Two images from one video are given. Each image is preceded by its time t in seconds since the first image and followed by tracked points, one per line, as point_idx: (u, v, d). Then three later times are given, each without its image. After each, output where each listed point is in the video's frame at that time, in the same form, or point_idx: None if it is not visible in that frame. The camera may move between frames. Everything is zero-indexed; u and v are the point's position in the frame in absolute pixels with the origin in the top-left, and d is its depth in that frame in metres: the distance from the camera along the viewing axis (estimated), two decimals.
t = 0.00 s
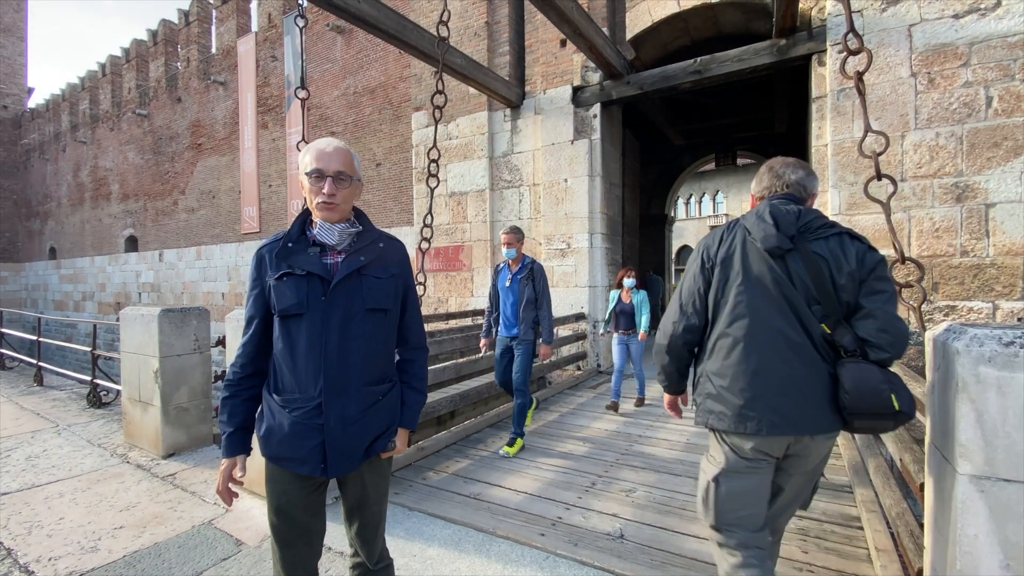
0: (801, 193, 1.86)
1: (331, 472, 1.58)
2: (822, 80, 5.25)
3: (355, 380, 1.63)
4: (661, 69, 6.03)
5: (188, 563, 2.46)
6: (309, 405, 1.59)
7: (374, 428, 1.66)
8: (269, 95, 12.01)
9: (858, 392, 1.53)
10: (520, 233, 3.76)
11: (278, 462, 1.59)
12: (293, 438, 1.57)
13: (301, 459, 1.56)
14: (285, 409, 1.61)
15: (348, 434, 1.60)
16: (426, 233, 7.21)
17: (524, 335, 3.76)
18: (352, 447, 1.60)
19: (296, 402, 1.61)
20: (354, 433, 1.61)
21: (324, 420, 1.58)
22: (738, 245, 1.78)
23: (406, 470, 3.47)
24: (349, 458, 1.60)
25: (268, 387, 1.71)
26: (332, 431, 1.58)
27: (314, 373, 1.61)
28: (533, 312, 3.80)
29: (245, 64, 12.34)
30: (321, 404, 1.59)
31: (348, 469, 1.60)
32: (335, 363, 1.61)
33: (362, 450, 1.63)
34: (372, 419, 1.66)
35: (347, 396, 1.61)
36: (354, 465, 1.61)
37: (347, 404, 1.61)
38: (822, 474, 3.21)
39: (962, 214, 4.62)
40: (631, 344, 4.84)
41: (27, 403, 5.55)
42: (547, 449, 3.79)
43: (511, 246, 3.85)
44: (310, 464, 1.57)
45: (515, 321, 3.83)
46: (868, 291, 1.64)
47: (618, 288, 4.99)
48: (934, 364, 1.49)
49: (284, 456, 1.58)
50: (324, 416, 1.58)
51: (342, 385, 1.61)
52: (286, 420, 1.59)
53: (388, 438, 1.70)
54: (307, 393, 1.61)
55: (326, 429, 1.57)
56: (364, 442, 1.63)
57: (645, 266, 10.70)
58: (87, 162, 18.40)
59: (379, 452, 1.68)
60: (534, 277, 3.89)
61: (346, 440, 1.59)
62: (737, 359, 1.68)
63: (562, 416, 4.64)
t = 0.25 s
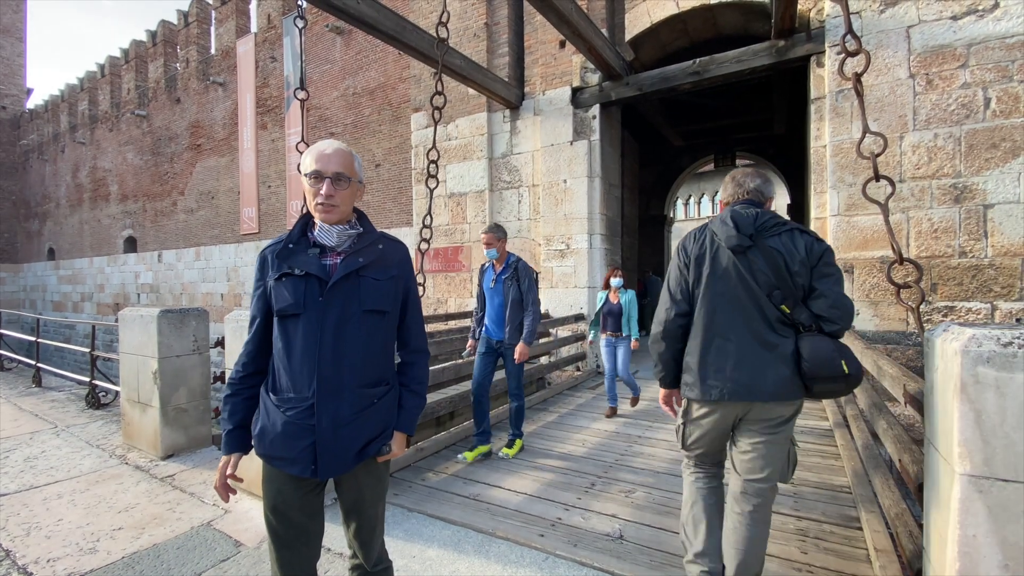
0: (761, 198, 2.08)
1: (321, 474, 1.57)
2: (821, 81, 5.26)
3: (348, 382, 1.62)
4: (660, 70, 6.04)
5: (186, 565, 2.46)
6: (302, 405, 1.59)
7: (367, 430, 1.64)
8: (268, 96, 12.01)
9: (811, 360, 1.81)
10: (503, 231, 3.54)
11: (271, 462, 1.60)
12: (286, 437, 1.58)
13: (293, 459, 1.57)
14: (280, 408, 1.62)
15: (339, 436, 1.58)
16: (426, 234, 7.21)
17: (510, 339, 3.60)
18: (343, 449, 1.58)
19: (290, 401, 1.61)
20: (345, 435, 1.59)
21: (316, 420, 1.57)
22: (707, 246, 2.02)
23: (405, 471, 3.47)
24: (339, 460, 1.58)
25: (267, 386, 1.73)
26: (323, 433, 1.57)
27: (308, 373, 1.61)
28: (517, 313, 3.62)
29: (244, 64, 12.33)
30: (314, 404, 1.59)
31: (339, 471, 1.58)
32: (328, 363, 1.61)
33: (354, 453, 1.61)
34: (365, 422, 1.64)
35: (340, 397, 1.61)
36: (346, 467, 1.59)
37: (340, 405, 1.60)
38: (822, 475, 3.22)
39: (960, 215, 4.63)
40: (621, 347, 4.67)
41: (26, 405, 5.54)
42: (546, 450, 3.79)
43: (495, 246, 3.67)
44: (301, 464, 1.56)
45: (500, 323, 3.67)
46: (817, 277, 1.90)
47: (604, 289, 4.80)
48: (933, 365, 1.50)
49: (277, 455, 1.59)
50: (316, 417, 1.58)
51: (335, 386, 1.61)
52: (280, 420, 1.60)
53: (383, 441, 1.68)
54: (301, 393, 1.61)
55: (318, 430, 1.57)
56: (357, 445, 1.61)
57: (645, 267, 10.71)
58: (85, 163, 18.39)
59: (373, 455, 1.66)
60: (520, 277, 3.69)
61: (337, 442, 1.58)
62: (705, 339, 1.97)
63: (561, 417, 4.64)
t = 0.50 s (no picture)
0: (737, 218, 2.30)
1: (312, 475, 1.56)
2: (819, 82, 5.28)
3: (342, 382, 1.62)
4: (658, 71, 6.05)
5: (184, 566, 2.46)
6: (295, 405, 1.60)
7: (360, 432, 1.63)
8: (267, 97, 12.00)
9: (777, 360, 2.04)
10: (477, 233, 3.27)
11: (265, 462, 1.61)
12: (279, 437, 1.58)
13: (285, 458, 1.57)
14: (274, 408, 1.62)
15: (331, 437, 1.58)
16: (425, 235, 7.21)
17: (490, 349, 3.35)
18: (335, 450, 1.57)
19: (285, 401, 1.62)
20: (338, 436, 1.58)
21: (309, 421, 1.57)
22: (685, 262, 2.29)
23: (404, 472, 3.47)
24: (332, 461, 1.57)
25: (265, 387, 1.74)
26: (315, 434, 1.56)
27: (303, 373, 1.61)
28: (496, 320, 3.34)
29: (243, 65, 12.33)
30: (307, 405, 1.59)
31: (331, 473, 1.57)
32: (322, 363, 1.60)
33: (347, 454, 1.60)
34: (358, 423, 1.63)
35: (333, 398, 1.60)
36: (338, 469, 1.58)
37: (333, 406, 1.60)
38: (820, 476, 3.22)
39: (958, 216, 4.65)
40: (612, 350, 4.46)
41: (23, 406, 5.53)
42: (545, 451, 3.79)
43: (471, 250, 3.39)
44: (293, 465, 1.56)
45: (479, 331, 3.41)
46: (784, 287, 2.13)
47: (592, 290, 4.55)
48: (930, 365, 1.50)
49: (270, 455, 1.59)
50: (308, 417, 1.57)
51: (329, 386, 1.60)
52: (274, 420, 1.60)
53: (378, 443, 1.67)
54: (295, 394, 1.61)
55: (310, 431, 1.56)
56: (350, 446, 1.60)
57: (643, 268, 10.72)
58: (84, 163, 18.36)
59: (367, 457, 1.65)
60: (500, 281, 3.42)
61: (330, 443, 1.57)
62: (686, 342, 2.21)
63: (560, 418, 4.64)
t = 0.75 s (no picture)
0: (725, 221, 2.68)
1: (312, 476, 1.56)
2: (816, 84, 5.30)
3: (341, 383, 1.62)
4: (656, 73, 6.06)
5: (182, 568, 2.45)
6: (295, 406, 1.60)
7: (360, 432, 1.63)
8: (265, 97, 11.99)
9: (753, 343, 2.37)
10: (448, 225, 3.10)
11: (263, 463, 1.60)
12: (278, 438, 1.58)
13: (285, 460, 1.56)
14: (273, 410, 1.62)
15: (331, 438, 1.58)
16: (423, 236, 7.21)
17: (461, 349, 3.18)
18: (336, 451, 1.58)
19: (284, 402, 1.62)
20: (338, 437, 1.59)
21: (309, 421, 1.57)
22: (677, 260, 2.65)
23: (402, 473, 3.47)
24: (331, 462, 1.57)
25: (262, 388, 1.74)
26: (315, 435, 1.56)
27: (302, 373, 1.61)
28: (470, 319, 3.19)
29: (241, 66, 12.33)
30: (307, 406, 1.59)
31: (331, 473, 1.57)
32: (322, 364, 1.60)
33: (347, 455, 1.60)
34: (358, 424, 1.63)
35: (333, 399, 1.60)
36: (338, 469, 1.59)
37: (333, 407, 1.60)
38: (818, 476, 3.23)
39: (954, 217, 4.66)
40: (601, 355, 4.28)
41: (20, 407, 5.51)
42: (543, 452, 3.79)
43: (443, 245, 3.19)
44: (292, 466, 1.56)
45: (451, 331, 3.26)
46: (762, 281, 2.47)
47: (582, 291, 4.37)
48: (927, 366, 1.51)
49: (269, 457, 1.59)
50: (308, 418, 1.57)
51: (328, 387, 1.60)
52: (273, 421, 1.60)
53: (376, 444, 1.68)
54: (294, 395, 1.61)
55: (310, 432, 1.56)
56: (350, 446, 1.61)
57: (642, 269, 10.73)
58: (81, 164, 18.32)
59: (366, 457, 1.66)
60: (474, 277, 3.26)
61: (329, 443, 1.58)
62: (676, 328, 2.56)
63: (558, 419, 4.64)
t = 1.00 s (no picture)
0: (726, 233, 2.75)
1: (317, 476, 1.57)
2: (813, 85, 5.31)
3: (343, 384, 1.63)
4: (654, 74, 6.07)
5: (180, 569, 2.45)
6: (297, 408, 1.60)
7: (362, 431, 1.65)
8: (263, 98, 11.97)
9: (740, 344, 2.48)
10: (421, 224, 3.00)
11: (265, 465, 1.60)
12: (280, 440, 1.58)
13: (288, 461, 1.57)
14: (274, 411, 1.62)
15: (335, 438, 1.59)
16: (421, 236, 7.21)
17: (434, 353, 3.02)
18: (340, 450, 1.59)
19: (285, 404, 1.61)
20: (341, 437, 1.60)
21: (312, 423, 1.58)
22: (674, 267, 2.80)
23: (400, 474, 3.47)
24: (336, 462, 1.59)
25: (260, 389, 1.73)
26: (319, 436, 1.57)
27: (304, 375, 1.61)
28: (443, 322, 3.04)
29: (239, 66, 12.31)
30: (309, 407, 1.60)
31: (335, 473, 1.59)
32: (325, 366, 1.61)
33: (350, 454, 1.62)
34: (360, 423, 1.65)
35: (335, 400, 1.61)
36: (342, 468, 1.60)
37: (336, 407, 1.61)
38: (814, 476, 3.24)
39: (951, 218, 4.68)
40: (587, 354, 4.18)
41: (17, 408, 5.50)
42: (541, 452, 3.80)
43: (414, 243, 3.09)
44: (297, 467, 1.57)
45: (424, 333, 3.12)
46: (751, 285, 2.54)
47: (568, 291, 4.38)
48: (922, 366, 1.52)
49: (272, 458, 1.58)
50: (312, 420, 1.58)
51: (330, 389, 1.61)
52: (275, 423, 1.59)
53: (378, 442, 1.70)
54: (296, 396, 1.61)
55: (314, 433, 1.57)
56: (353, 446, 1.62)
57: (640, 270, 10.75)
58: (78, 164, 18.26)
59: (368, 455, 1.67)
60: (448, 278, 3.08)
61: (333, 444, 1.59)
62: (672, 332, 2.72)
63: (556, 419, 4.65)
